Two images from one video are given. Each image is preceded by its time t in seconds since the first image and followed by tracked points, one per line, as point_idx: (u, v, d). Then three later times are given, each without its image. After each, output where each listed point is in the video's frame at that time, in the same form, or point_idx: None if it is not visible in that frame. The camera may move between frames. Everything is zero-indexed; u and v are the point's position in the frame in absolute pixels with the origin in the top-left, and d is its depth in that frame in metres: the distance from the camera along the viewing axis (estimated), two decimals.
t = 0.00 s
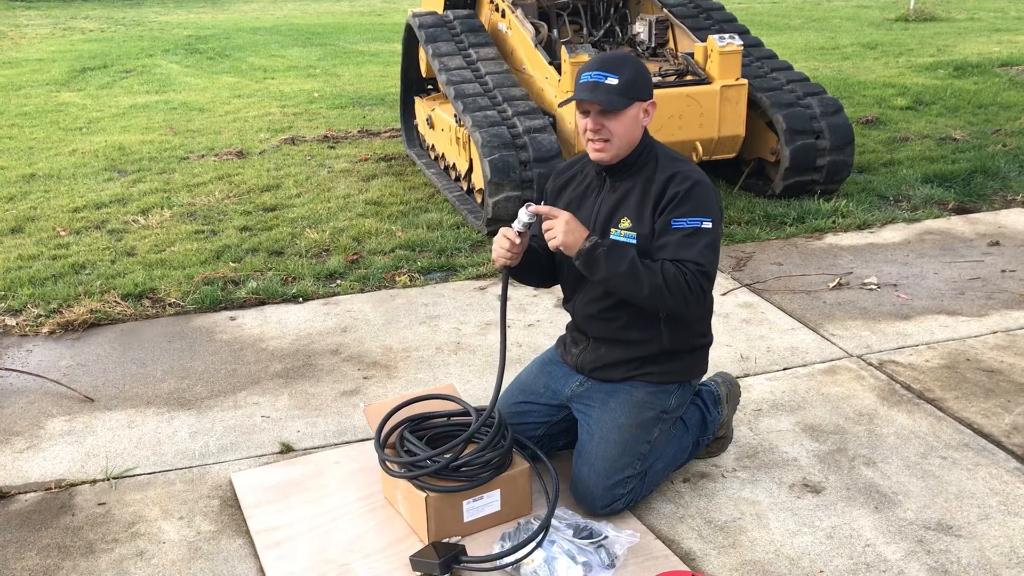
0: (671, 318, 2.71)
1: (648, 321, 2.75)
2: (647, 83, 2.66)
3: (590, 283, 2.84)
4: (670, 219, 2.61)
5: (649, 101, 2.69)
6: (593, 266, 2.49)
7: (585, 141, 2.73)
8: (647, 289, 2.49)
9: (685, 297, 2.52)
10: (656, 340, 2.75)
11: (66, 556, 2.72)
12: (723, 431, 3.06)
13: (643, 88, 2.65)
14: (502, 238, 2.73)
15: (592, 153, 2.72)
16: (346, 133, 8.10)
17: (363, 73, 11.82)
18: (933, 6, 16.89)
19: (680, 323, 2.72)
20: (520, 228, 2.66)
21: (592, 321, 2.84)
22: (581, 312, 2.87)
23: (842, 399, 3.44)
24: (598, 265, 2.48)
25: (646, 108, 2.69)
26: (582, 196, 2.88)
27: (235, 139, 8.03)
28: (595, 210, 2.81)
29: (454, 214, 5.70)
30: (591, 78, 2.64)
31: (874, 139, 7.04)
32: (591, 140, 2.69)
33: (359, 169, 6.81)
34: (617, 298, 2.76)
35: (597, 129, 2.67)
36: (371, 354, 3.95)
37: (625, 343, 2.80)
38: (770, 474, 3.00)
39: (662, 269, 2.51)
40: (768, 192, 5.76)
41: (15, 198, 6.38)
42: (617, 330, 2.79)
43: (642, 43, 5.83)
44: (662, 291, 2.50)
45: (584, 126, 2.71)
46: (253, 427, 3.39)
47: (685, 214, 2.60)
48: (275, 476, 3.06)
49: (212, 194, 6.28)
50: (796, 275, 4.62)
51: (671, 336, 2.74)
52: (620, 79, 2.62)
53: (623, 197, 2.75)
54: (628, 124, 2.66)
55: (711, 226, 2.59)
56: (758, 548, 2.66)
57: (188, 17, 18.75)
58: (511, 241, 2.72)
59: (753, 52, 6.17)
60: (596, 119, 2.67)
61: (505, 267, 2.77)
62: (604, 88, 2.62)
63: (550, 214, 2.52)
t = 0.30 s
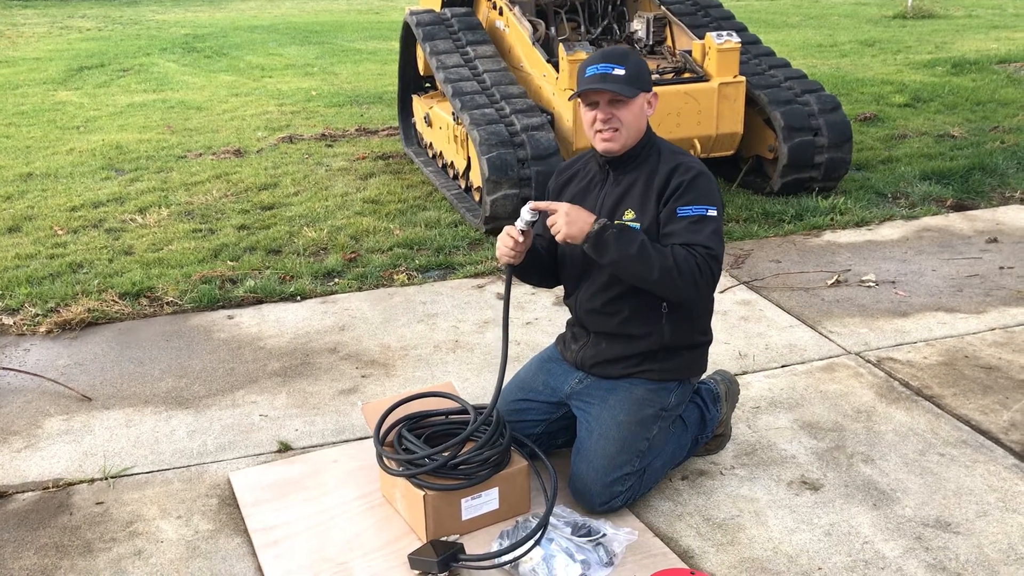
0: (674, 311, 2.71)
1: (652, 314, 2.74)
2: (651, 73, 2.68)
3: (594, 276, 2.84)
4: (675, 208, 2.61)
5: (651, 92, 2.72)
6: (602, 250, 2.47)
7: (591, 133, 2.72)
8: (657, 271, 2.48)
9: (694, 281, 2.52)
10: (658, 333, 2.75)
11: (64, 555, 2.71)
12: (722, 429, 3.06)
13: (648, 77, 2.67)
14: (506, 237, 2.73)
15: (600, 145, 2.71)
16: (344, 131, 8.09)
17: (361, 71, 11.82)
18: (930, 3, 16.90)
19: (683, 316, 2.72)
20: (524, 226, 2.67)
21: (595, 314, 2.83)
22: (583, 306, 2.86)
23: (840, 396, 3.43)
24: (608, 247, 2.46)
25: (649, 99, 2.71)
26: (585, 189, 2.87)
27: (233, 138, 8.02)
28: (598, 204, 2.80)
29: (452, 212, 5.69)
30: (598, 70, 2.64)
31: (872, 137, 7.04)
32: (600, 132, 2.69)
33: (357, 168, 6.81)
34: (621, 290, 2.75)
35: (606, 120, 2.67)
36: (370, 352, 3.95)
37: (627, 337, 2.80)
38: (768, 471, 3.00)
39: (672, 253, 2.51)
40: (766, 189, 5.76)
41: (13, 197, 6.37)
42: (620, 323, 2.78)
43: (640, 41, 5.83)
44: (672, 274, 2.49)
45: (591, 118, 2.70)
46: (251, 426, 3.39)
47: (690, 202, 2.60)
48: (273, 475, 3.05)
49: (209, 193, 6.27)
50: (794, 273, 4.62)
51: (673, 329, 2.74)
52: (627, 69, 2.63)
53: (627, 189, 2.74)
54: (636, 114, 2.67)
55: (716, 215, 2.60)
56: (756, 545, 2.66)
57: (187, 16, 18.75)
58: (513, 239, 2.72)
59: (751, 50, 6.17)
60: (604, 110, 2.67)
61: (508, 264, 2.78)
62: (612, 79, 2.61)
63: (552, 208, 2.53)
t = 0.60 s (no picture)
0: (669, 310, 2.71)
1: (647, 313, 2.74)
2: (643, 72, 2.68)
3: (589, 275, 2.84)
4: (670, 207, 2.61)
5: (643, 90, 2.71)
6: (599, 251, 2.48)
7: (585, 132, 2.72)
8: (654, 271, 2.48)
9: (691, 281, 2.52)
10: (654, 332, 2.75)
11: (60, 555, 2.71)
12: (718, 428, 3.06)
13: (640, 76, 2.67)
14: (502, 233, 2.73)
15: (594, 144, 2.72)
16: (340, 131, 8.09)
17: (358, 70, 11.80)
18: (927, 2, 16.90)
19: (680, 314, 2.72)
20: (520, 224, 2.67)
21: (591, 313, 2.83)
22: (579, 304, 2.86)
23: (836, 395, 3.44)
24: (605, 249, 2.48)
25: (642, 97, 2.71)
26: (580, 188, 2.87)
27: (229, 137, 8.01)
28: (593, 203, 2.80)
29: (449, 212, 5.69)
30: (590, 70, 2.64)
31: (868, 136, 7.05)
32: (593, 131, 2.69)
33: (353, 167, 6.80)
34: (616, 289, 2.75)
35: (600, 119, 2.67)
36: (366, 351, 3.95)
37: (622, 336, 2.80)
38: (764, 470, 3.01)
39: (669, 253, 2.51)
40: (762, 188, 5.76)
41: (8, 196, 6.36)
42: (614, 322, 2.79)
43: (636, 40, 5.83)
44: (670, 274, 2.49)
45: (584, 117, 2.70)
46: (247, 425, 3.39)
47: (685, 202, 2.60)
48: (269, 474, 3.05)
49: (206, 193, 6.26)
50: (790, 272, 4.62)
51: (668, 328, 2.75)
52: (618, 68, 2.63)
53: (621, 188, 2.74)
54: (628, 113, 2.67)
55: (711, 214, 2.60)
56: (752, 544, 2.66)
57: (183, 15, 18.73)
58: (510, 236, 2.72)
59: (747, 49, 6.17)
60: (597, 109, 2.67)
61: (505, 261, 2.78)
62: (604, 79, 2.61)
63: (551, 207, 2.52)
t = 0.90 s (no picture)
0: (667, 310, 2.72)
1: (645, 313, 2.75)
2: (635, 76, 2.65)
3: (586, 275, 2.84)
4: (666, 208, 2.61)
5: (638, 95, 2.68)
6: (595, 251, 2.49)
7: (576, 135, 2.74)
8: (650, 271, 2.49)
9: (687, 281, 2.52)
10: (651, 332, 2.75)
11: (58, 555, 2.71)
12: (716, 428, 3.07)
13: (631, 82, 2.64)
14: (500, 236, 2.73)
15: (583, 147, 2.74)
16: (338, 131, 8.09)
17: (356, 70, 11.80)
18: (925, 3, 16.91)
19: (678, 314, 2.73)
20: (518, 226, 2.67)
21: (588, 313, 2.84)
22: (577, 305, 2.86)
23: (834, 394, 3.44)
24: (601, 249, 2.48)
25: (635, 101, 2.68)
26: (578, 189, 2.88)
27: (227, 137, 8.01)
28: (590, 203, 2.81)
29: (447, 212, 5.70)
30: (579, 74, 2.64)
31: (866, 136, 7.06)
32: (581, 136, 2.71)
33: (351, 167, 6.80)
34: (614, 289, 2.76)
35: (586, 125, 2.68)
36: (364, 352, 3.95)
37: (620, 336, 2.80)
38: (762, 470, 3.01)
39: (664, 254, 2.51)
40: (760, 188, 5.77)
41: (6, 196, 6.36)
42: (612, 322, 2.79)
43: (634, 40, 5.82)
44: (665, 274, 2.50)
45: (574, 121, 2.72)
46: (245, 425, 3.38)
47: (681, 202, 2.60)
48: (267, 474, 3.05)
49: (204, 193, 6.26)
50: (788, 272, 4.63)
51: (666, 328, 2.75)
52: (606, 75, 2.61)
53: (618, 189, 2.75)
54: (615, 120, 2.66)
55: (707, 214, 2.59)
56: (749, 544, 2.67)
57: (181, 15, 18.73)
58: (508, 239, 2.73)
59: (745, 49, 6.18)
60: (584, 115, 2.67)
61: (503, 263, 2.78)
62: (590, 86, 2.61)
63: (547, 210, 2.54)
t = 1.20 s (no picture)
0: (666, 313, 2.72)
1: (644, 316, 2.75)
2: (635, 88, 2.65)
3: (586, 277, 2.84)
4: (665, 212, 2.61)
5: (638, 107, 2.68)
6: (592, 256, 2.49)
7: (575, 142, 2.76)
8: (646, 278, 2.50)
9: (683, 288, 2.53)
10: (650, 335, 2.76)
11: (57, 556, 2.71)
12: (716, 429, 3.07)
13: (629, 94, 2.64)
14: (498, 234, 2.73)
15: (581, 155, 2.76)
16: (338, 132, 8.09)
17: (356, 72, 11.80)
18: (924, 4, 16.93)
19: (676, 317, 2.74)
20: (518, 225, 2.67)
21: (588, 315, 2.84)
22: (576, 306, 2.86)
23: (834, 396, 3.44)
24: (598, 255, 2.48)
25: (635, 112, 2.67)
26: (579, 190, 2.87)
27: (227, 138, 8.01)
28: (591, 205, 2.80)
29: (447, 213, 5.70)
30: (578, 83, 2.66)
31: (866, 137, 7.06)
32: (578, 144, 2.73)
33: (352, 168, 6.80)
34: (613, 293, 2.76)
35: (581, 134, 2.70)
36: (364, 353, 3.95)
37: (619, 339, 2.81)
38: (762, 471, 3.01)
39: (661, 260, 2.52)
40: (760, 190, 5.77)
41: (6, 197, 6.36)
42: (612, 324, 2.79)
43: (634, 41, 5.82)
44: (661, 281, 2.51)
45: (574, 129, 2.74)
46: (246, 426, 3.39)
47: (680, 207, 2.60)
48: (267, 475, 3.05)
49: (204, 194, 6.26)
50: (788, 273, 4.63)
51: (665, 331, 2.76)
52: (604, 87, 2.62)
53: (618, 192, 2.75)
54: (611, 131, 2.66)
55: (706, 220, 2.60)
56: (750, 545, 2.67)
57: (181, 17, 18.73)
58: (508, 237, 2.72)
59: (745, 50, 6.19)
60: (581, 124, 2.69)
61: (501, 262, 2.77)
62: (586, 96, 2.63)
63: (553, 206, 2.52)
